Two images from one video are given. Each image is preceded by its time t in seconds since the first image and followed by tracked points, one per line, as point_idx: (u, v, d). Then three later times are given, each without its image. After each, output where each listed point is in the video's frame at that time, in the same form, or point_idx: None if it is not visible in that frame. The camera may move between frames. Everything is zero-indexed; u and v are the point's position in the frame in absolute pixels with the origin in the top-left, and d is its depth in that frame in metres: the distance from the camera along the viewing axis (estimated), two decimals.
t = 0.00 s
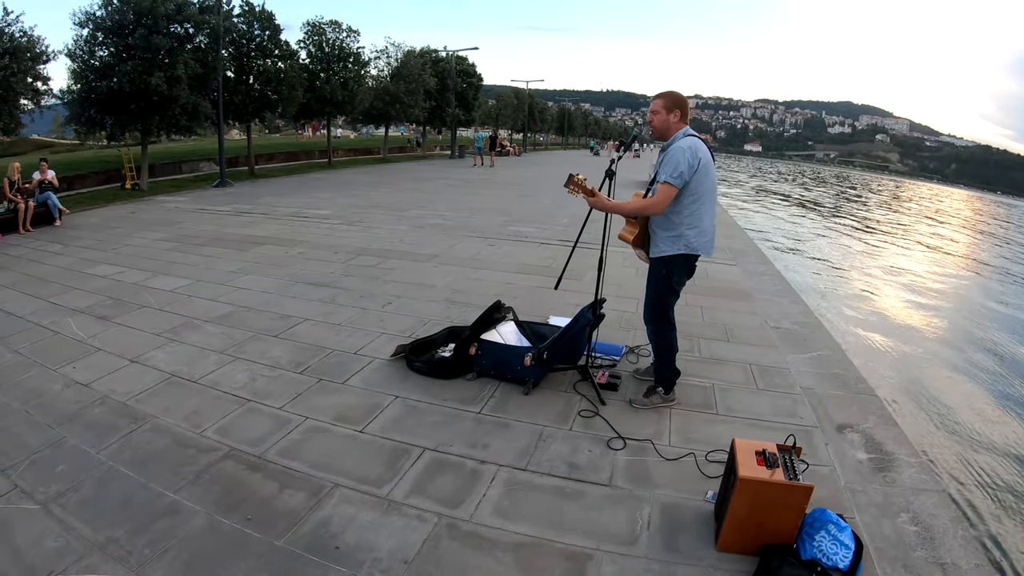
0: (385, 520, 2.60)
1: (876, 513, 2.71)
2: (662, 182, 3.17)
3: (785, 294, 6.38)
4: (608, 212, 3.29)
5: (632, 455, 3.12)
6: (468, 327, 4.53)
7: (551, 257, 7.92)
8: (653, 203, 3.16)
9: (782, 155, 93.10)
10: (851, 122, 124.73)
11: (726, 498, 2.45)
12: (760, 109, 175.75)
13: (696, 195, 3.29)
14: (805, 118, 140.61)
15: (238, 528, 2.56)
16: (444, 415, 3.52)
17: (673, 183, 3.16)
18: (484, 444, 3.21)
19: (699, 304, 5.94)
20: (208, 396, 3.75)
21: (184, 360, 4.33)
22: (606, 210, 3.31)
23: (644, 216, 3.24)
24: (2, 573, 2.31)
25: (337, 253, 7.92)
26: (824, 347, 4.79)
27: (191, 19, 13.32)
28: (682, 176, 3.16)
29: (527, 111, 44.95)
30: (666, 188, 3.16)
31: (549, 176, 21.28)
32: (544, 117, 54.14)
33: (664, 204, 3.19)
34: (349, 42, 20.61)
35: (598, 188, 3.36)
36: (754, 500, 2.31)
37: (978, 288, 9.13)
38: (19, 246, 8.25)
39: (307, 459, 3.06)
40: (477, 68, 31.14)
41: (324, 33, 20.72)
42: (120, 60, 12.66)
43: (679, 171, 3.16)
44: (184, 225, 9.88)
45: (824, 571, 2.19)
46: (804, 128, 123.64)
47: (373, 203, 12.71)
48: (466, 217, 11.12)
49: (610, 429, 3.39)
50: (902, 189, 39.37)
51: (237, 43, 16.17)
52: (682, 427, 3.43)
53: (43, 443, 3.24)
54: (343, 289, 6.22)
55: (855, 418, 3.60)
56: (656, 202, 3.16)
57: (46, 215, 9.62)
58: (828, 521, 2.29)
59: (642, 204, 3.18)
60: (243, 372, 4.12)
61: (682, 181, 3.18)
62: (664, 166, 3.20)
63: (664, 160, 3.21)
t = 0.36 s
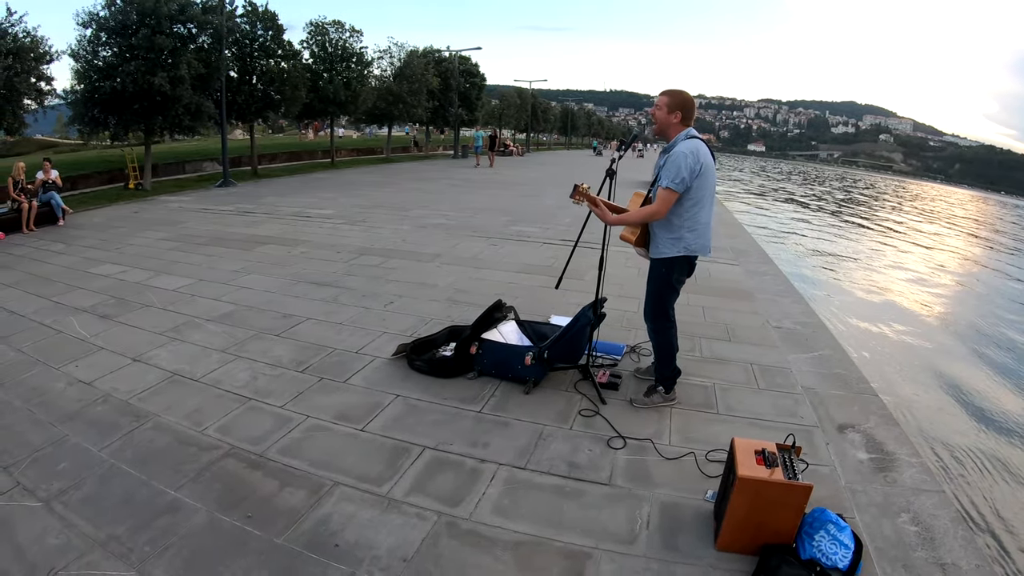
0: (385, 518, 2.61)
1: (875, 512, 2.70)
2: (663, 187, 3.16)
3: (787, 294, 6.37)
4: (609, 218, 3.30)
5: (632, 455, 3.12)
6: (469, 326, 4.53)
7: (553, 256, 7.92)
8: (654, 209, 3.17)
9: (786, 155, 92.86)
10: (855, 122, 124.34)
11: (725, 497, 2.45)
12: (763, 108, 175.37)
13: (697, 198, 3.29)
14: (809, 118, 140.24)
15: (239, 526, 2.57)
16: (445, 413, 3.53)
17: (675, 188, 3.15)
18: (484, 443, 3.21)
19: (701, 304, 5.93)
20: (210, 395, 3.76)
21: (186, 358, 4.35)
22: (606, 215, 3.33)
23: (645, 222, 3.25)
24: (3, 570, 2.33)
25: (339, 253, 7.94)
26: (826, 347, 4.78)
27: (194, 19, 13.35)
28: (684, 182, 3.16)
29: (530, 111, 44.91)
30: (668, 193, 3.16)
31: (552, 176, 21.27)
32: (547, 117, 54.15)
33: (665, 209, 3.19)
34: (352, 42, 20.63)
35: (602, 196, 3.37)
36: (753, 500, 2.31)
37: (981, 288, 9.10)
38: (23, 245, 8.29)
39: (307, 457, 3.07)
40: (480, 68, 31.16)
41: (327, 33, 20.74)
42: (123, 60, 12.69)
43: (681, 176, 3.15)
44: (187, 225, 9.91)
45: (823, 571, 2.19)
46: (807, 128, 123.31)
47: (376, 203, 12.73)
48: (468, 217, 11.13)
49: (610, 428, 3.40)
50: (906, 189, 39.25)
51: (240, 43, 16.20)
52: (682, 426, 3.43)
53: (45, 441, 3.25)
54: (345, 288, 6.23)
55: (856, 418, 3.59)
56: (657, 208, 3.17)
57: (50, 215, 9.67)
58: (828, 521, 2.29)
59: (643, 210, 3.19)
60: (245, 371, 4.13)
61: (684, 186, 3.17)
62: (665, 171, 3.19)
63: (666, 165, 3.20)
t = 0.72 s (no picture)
0: (384, 517, 2.61)
1: (876, 513, 2.70)
2: (674, 193, 3.14)
3: (789, 294, 6.35)
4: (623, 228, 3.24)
5: (632, 455, 3.11)
6: (470, 326, 4.54)
7: (555, 256, 7.92)
8: (666, 216, 3.15)
9: (789, 155, 92.65)
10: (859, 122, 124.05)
11: (725, 498, 2.45)
12: (766, 108, 174.94)
13: (703, 201, 3.30)
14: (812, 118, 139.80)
15: (239, 525, 2.58)
16: (446, 413, 3.53)
17: (685, 194, 3.14)
18: (485, 442, 3.21)
19: (703, 304, 5.92)
20: (211, 394, 3.77)
21: (187, 358, 4.36)
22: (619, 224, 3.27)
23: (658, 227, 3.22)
24: (4, 568, 2.34)
25: (341, 253, 7.95)
26: (828, 347, 4.76)
27: (197, 19, 13.38)
28: (694, 187, 3.14)
29: (533, 111, 44.96)
30: (679, 199, 3.14)
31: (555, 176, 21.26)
32: (550, 116, 54.14)
33: (676, 215, 3.18)
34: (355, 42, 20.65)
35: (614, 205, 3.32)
36: (752, 500, 2.31)
37: (984, 288, 9.07)
38: (26, 245, 8.31)
39: (308, 456, 3.07)
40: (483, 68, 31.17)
41: (330, 33, 20.76)
42: (126, 60, 12.73)
43: (691, 182, 3.13)
44: (189, 225, 9.93)
45: (823, 572, 2.18)
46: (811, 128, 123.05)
47: (378, 203, 12.73)
48: (470, 217, 11.13)
49: (611, 428, 3.40)
50: (909, 189, 39.17)
51: (243, 43, 16.23)
52: (682, 427, 3.42)
53: (47, 440, 3.26)
54: (346, 288, 6.24)
55: (858, 418, 3.58)
56: (670, 213, 3.15)
57: (53, 215, 9.70)
58: (828, 521, 2.28)
59: (657, 217, 3.16)
60: (246, 371, 4.14)
61: (693, 191, 3.16)
62: (675, 177, 3.16)
63: (675, 170, 3.16)
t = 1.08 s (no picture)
0: (385, 517, 2.61)
1: (877, 514, 2.69)
2: (672, 187, 3.14)
3: (791, 294, 6.34)
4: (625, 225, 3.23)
5: (633, 455, 3.11)
6: (471, 326, 4.54)
7: (557, 256, 7.92)
8: (667, 211, 3.14)
9: (792, 155, 92.41)
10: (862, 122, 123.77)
11: (726, 498, 2.44)
12: (770, 108, 174.55)
13: (704, 196, 3.29)
14: (816, 118, 139.49)
15: (239, 524, 2.58)
16: (447, 413, 3.53)
17: (684, 188, 3.13)
18: (485, 442, 3.21)
19: (704, 304, 5.92)
20: (212, 393, 3.78)
21: (188, 357, 4.37)
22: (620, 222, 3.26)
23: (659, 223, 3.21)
24: (4, 567, 2.34)
25: (343, 252, 7.96)
26: (830, 347, 4.75)
27: (199, 19, 13.39)
28: (692, 181, 3.14)
29: (535, 111, 44.95)
30: (678, 193, 3.14)
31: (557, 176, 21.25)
32: (552, 116, 54.11)
33: (676, 210, 3.17)
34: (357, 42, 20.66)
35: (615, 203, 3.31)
36: (753, 501, 2.31)
37: (987, 288, 9.04)
38: (28, 245, 8.34)
39: (309, 456, 3.07)
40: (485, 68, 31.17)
41: (332, 33, 20.78)
42: (128, 60, 12.76)
43: (689, 176, 3.13)
44: (192, 224, 9.94)
45: (824, 572, 2.16)
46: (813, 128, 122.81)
47: (380, 203, 12.73)
48: (472, 217, 11.13)
49: (612, 428, 3.39)
50: (913, 189, 39.07)
51: (245, 43, 16.25)
52: (684, 427, 3.42)
53: (48, 439, 3.27)
54: (349, 287, 6.24)
55: (860, 419, 3.57)
56: (671, 208, 3.14)
57: (55, 215, 9.72)
58: (829, 522, 2.26)
59: (658, 212, 3.15)
60: (247, 370, 4.14)
61: (692, 186, 3.16)
62: (673, 172, 3.17)
63: (673, 166, 3.17)
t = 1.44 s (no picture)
0: (385, 517, 2.61)
1: (878, 515, 2.68)
2: (662, 183, 3.15)
3: (793, 294, 6.33)
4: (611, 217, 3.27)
5: (633, 456, 3.10)
6: (472, 325, 4.53)
7: (559, 256, 7.91)
8: (653, 205, 3.15)
9: (793, 155, 92.29)
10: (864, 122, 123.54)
11: (726, 499, 2.44)
12: (772, 108, 174.33)
13: (699, 195, 3.27)
14: (818, 117, 139.18)
15: (239, 524, 2.58)
16: (447, 413, 3.53)
17: (673, 184, 3.14)
18: (486, 442, 3.21)
19: (706, 304, 5.91)
20: (213, 393, 3.78)
21: (190, 357, 4.38)
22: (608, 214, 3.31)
23: (648, 218, 3.23)
24: (5, 566, 2.34)
25: (345, 252, 7.97)
26: (831, 348, 4.74)
27: (201, 19, 13.41)
28: (682, 177, 3.14)
29: (537, 111, 44.97)
30: (667, 189, 3.14)
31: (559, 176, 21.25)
32: (554, 116, 54.12)
33: (666, 206, 3.19)
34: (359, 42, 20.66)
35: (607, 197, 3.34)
36: (753, 502, 2.30)
37: (988, 288, 9.03)
38: (30, 244, 8.35)
39: (309, 456, 3.07)
40: (487, 68, 31.19)
41: (334, 33, 20.80)
42: (130, 60, 12.78)
43: (678, 172, 3.13)
44: (194, 224, 9.95)
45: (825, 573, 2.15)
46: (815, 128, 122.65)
47: (382, 203, 12.74)
48: (474, 217, 11.13)
49: (613, 429, 3.38)
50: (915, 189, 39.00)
51: (247, 43, 16.28)
52: (684, 427, 3.41)
53: (49, 438, 3.28)
54: (350, 287, 6.25)
55: (861, 419, 3.56)
56: (659, 203, 3.16)
57: (57, 214, 9.73)
58: (830, 523, 2.26)
59: (645, 207, 3.17)
60: (248, 370, 4.14)
61: (682, 182, 3.15)
62: (664, 168, 3.19)
63: (665, 162, 3.19)
